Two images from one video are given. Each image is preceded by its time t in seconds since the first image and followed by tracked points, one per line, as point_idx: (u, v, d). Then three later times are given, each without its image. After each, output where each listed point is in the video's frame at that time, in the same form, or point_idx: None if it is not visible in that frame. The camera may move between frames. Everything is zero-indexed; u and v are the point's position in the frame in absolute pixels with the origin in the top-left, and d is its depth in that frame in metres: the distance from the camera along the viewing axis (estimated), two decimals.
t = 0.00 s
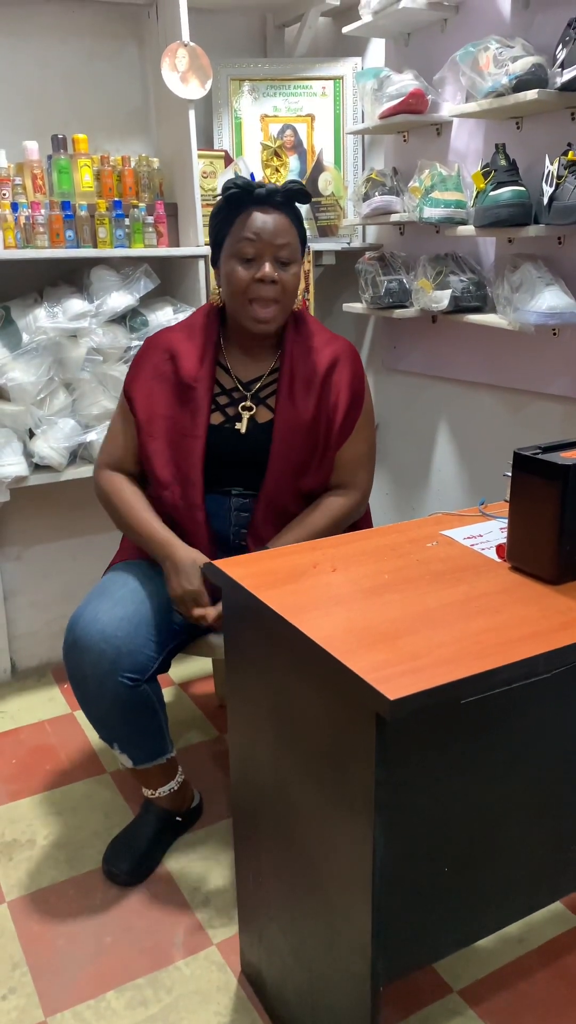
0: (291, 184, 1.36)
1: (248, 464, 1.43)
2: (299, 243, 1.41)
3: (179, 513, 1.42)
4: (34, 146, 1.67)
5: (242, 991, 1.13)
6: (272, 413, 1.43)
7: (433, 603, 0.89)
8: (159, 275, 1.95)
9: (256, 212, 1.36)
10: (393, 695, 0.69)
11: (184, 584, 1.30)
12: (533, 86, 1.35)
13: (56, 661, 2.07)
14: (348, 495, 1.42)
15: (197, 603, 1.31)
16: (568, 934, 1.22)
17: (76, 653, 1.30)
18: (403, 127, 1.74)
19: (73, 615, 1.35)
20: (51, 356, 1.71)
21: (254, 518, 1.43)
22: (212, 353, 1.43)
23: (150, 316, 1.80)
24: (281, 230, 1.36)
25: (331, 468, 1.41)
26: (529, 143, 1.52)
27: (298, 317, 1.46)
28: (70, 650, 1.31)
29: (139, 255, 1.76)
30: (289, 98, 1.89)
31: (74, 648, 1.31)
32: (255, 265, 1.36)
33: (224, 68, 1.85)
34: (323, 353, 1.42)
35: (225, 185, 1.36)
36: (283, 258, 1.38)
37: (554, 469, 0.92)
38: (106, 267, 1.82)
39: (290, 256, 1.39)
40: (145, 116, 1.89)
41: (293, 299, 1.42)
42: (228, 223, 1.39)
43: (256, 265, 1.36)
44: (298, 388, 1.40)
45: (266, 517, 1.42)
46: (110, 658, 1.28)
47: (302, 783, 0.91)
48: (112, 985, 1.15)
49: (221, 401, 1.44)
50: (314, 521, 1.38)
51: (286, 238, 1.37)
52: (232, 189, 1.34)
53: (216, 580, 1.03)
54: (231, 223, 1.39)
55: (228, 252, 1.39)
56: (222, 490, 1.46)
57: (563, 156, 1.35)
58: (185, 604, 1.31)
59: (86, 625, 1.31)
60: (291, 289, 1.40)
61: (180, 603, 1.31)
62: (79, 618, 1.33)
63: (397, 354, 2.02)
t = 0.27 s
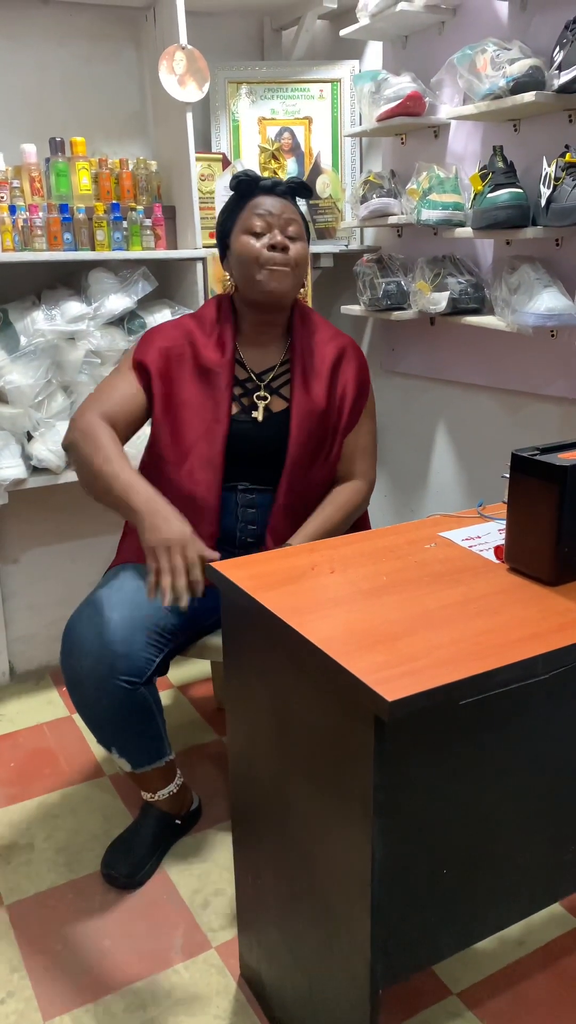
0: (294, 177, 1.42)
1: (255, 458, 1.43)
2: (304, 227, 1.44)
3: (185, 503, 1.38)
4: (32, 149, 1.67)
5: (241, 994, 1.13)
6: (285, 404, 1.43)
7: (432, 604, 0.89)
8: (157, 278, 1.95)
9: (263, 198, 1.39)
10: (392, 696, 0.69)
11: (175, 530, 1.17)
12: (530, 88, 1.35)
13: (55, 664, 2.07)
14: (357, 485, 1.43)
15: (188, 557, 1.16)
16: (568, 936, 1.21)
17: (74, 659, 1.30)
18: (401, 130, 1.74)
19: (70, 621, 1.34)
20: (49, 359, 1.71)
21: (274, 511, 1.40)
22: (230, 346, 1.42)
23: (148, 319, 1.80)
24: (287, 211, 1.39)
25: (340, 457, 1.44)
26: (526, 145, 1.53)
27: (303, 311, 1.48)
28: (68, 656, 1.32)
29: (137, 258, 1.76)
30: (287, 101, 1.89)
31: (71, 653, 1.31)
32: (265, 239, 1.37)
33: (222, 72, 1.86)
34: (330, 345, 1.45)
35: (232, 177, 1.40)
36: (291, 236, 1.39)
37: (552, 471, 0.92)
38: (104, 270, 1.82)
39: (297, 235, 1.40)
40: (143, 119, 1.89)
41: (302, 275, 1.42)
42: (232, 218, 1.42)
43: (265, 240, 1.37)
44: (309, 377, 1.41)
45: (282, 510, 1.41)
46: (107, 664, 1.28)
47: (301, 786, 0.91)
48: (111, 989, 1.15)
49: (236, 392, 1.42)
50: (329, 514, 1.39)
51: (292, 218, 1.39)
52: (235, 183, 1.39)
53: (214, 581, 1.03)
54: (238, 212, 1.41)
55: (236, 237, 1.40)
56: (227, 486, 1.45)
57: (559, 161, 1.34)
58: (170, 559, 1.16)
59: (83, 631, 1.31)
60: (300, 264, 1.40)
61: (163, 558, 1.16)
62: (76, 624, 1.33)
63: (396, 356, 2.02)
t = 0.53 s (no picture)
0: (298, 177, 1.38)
1: (255, 454, 1.43)
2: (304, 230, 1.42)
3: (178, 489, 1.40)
4: (31, 149, 1.67)
5: (241, 995, 1.13)
6: (285, 399, 1.42)
7: (432, 604, 0.89)
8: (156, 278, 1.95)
9: (262, 202, 1.37)
10: (392, 696, 0.69)
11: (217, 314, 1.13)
12: (530, 89, 1.35)
13: (54, 664, 2.06)
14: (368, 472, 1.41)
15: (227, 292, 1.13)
16: (568, 937, 1.21)
17: (74, 660, 1.30)
18: (400, 130, 1.74)
19: (70, 621, 1.34)
20: (48, 359, 1.71)
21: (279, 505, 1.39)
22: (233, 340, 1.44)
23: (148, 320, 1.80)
24: (286, 216, 1.37)
25: (343, 449, 1.43)
26: (525, 146, 1.53)
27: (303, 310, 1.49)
28: (68, 657, 1.31)
29: (137, 259, 1.76)
30: (286, 101, 1.89)
31: (71, 654, 1.31)
32: (259, 246, 1.36)
33: (221, 72, 1.85)
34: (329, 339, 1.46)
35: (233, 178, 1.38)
36: (288, 241, 1.38)
37: (552, 471, 0.92)
38: (103, 271, 1.82)
39: (295, 240, 1.39)
40: (142, 120, 1.89)
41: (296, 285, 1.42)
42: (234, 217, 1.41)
43: (260, 247, 1.36)
44: (310, 371, 1.42)
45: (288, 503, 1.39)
46: (107, 664, 1.28)
47: (301, 786, 0.91)
48: (111, 990, 1.14)
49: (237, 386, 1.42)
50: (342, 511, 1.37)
51: (291, 224, 1.37)
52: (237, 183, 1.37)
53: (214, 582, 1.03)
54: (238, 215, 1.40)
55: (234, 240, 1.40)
56: (227, 482, 1.46)
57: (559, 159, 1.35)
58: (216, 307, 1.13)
59: (83, 631, 1.31)
60: (294, 270, 1.39)
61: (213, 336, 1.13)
62: (76, 624, 1.33)
63: (395, 356, 2.02)
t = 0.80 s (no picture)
0: (302, 191, 1.36)
1: (250, 454, 1.43)
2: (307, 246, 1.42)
3: (172, 493, 1.39)
4: (31, 151, 1.67)
5: (240, 998, 1.13)
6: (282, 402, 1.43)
7: (431, 606, 0.89)
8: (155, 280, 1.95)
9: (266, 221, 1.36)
10: (392, 698, 0.69)
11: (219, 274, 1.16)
12: (529, 90, 1.35)
13: (53, 666, 2.06)
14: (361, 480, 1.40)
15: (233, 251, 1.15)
16: (567, 939, 1.21)
17: (70, 660, 1.30)
18: (400, 133, 1.75)
19: (66, 621, 1.34)
20: (48, 360, 1.70)
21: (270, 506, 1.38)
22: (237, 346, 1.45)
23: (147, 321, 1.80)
24: (290, 239, 1.36)
25: (338, 456, 1.42)
26: (525, 148, 1.53)
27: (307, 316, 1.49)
28: (64, 658, 1.31)
29: (136, 260, 1.76)
30: (286, 102, 1.89)
31: (67, 654, 1.30)
32: (262, 270, 1.36)
33: (221, 74, 1.86)
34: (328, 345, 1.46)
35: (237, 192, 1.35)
36: (291, 263, 1.38)
37: (552, 473, 0.92)
38: (103, 272, 1.82)
39: (298, 261, 1.38)
40: (142, 121, 1.89)
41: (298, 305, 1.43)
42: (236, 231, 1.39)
43: (263, 271, 1.36)
44: (308, 376, 1.43)
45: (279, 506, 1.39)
46: (103, 664, 1.28)
47: (299, 787, 0.91)
48: (109, 992, 1.14)
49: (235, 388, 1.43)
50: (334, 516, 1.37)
51: (294, 245, 1.37)
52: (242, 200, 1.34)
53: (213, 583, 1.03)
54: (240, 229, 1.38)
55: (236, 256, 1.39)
56: (222, 481, 1.46)
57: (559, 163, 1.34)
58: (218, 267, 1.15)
59: (79, 631, 1.31)
60: (296, 292, 1.40)
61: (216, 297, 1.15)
62: (72, 624, 1.33)
63: (394, 358, 2.02)
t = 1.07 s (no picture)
0: (309, 206, 1.34)
1: (252, 458, 1.43)
2: (315, 260, 1.39)
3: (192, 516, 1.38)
4: (30, 150, 1.66)
5: (239, 998, 1.13)
6: (289, 414, 1.44)
7: (431, 606, 0.89)
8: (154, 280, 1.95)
9: (272, 236, 1.33)
10: (391, 698, 0.69)
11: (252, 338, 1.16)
12: (528, 91, 1.35)
13: (52, 666, 2.06)
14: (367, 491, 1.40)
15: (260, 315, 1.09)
16: (566, 939, 1.21)
17: (70, 661, 1.30)
18: (399, 133, 1.75)
19: (68, 622, 1.34)
20: (47, 360, 1.70)
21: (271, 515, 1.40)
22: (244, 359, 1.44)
23: (146, 321, 1.80)
24: (296, 256, 1.34)
25: (343, 466, 1.42)
26: (524, 148, 1.53)
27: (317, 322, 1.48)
28: (65, 659, 1.31)
29: (135, 260, 1.76)
30: (285, 103, 1.89)
31: (68, 655, 1.30)
32: (267, 288, 1.35)
33: (220, 74, 1.86)
34: (338, 353, 1.45)
35: (243, 206, 1.33)
36: (297, 279, 1.36)
37: (551, 473, 0.92)
38: (102, 272, 1.81)
39: (304, 277, 1.37)
40: (141, 121, 1.89)
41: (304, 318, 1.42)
42: (242, 243, 1.37)
43: (268, 289, 1.35)
44: (316, 384, 1.42)
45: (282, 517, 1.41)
46: (104, 665, 1.28)
47: (299, 787, 0.91)
48: (108, 992, 1.14)
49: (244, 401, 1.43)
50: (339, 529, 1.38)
51: (300, 262, 1.35)
52: (248, 216, 1.32)
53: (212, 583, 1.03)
54: (246, 242, 1.36)
55: (241, 270, 1.38)
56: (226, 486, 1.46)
57: (558, 162, 1.34)
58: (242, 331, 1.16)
59: (80, 632, 1.31)
60: (302, 306, 1.39)
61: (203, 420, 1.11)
62: (73, 625, 1.32)
63: (393, 358, 2.02)
